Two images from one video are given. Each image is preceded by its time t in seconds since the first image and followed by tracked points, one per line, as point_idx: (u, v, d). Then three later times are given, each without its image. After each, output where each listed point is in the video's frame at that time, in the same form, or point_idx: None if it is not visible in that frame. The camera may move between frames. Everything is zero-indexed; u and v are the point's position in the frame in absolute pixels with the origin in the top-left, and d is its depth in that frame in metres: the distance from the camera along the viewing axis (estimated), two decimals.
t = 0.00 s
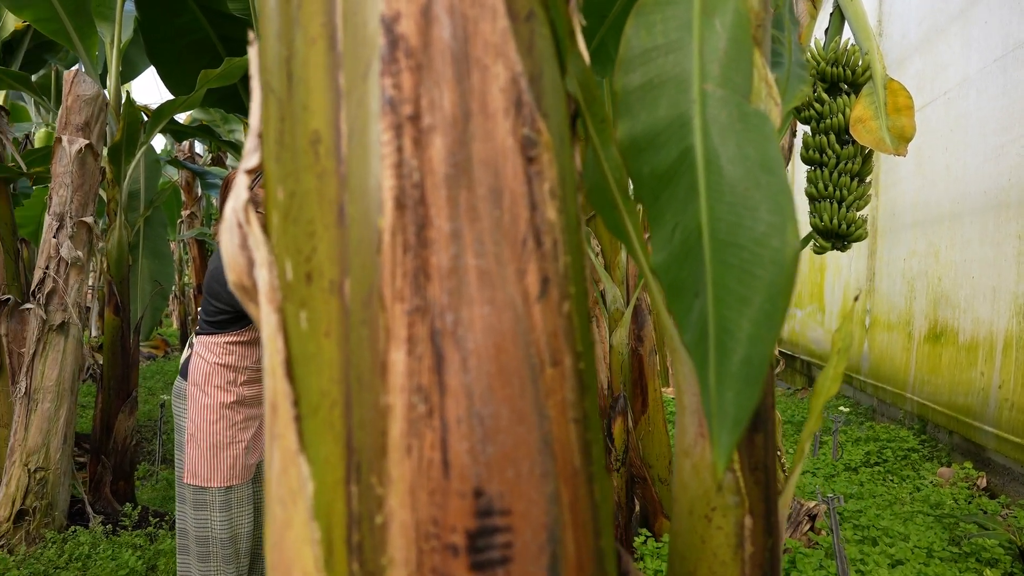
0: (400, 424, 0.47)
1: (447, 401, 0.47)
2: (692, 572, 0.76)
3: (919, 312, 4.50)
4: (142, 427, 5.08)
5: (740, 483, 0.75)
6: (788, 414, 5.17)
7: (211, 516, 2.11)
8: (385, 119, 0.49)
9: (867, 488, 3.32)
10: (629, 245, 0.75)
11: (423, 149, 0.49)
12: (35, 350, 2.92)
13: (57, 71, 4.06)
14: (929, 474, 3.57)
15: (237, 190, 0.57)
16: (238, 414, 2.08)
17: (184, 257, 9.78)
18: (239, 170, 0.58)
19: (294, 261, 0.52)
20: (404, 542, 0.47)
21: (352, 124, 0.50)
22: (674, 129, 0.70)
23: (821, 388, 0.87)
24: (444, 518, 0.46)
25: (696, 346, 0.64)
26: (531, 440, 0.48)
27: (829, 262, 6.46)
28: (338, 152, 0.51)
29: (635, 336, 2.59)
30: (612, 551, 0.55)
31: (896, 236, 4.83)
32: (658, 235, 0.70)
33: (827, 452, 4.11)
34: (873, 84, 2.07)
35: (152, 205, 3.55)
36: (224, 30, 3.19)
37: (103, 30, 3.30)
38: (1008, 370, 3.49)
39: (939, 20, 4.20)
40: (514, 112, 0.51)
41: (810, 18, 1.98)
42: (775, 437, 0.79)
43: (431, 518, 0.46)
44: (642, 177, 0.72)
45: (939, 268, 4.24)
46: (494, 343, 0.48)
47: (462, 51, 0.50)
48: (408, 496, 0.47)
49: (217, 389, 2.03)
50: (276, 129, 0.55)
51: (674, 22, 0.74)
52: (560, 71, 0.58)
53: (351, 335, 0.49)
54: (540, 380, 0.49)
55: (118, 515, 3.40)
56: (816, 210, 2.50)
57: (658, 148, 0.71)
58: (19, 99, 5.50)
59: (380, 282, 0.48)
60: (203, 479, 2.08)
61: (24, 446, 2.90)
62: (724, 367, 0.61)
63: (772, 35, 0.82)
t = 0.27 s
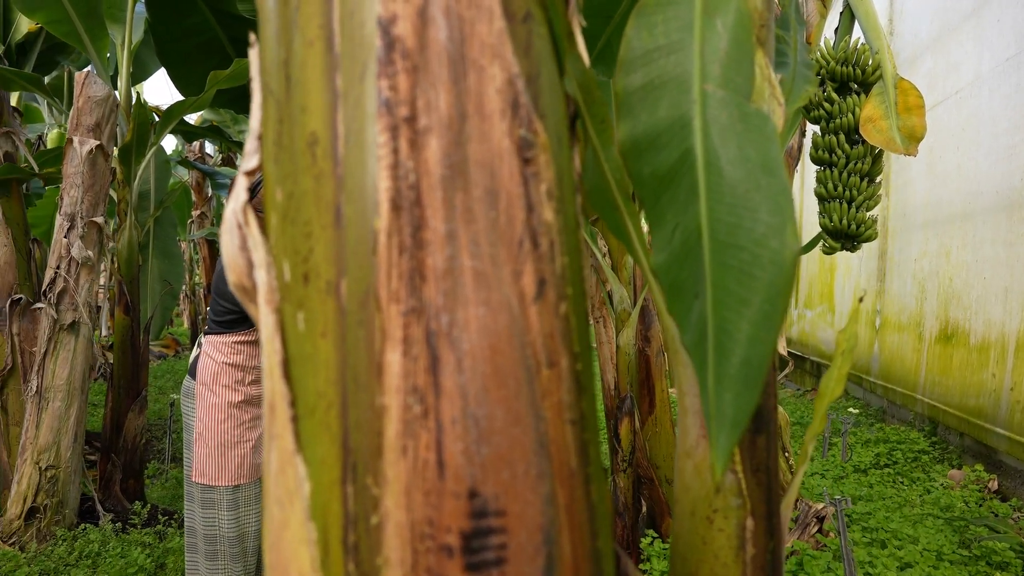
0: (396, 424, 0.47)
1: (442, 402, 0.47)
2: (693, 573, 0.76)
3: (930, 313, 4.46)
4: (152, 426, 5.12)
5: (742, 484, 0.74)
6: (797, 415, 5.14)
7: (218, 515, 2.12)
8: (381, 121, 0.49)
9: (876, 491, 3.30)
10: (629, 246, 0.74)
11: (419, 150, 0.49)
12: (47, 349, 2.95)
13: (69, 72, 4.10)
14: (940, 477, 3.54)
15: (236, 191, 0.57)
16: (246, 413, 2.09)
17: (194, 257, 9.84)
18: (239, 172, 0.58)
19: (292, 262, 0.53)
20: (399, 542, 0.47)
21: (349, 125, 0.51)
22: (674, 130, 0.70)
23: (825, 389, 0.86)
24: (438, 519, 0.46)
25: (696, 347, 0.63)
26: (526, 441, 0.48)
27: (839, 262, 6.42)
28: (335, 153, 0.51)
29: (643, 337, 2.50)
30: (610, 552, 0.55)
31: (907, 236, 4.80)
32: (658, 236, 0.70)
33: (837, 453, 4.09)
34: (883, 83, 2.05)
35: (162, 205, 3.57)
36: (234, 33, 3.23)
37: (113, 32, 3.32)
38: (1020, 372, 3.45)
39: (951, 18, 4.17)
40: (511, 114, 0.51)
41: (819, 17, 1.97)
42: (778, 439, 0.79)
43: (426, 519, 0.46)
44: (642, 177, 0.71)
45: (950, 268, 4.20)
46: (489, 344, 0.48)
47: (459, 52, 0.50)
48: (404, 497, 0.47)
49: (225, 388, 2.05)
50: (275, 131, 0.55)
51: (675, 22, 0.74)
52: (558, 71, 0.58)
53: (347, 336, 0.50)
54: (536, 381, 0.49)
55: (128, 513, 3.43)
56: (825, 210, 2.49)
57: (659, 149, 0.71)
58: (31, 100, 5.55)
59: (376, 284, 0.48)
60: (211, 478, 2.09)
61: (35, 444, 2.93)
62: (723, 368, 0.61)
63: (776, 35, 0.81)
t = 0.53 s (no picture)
0: (398, 421, 0.47)
1: (444, 398, 0.47)
2: (697, 572, 0.76)
3: (937, 313, 4.44)
4: (159, 425, 5.14)
5: (745, 482, 0.74)
6: (803, 415, 5.13)
7: (224, 513, 2.13)
8: (383, 118, 0.49)
9: (882, 491, 3.29)
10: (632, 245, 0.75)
11: (421, 147, 0.49)
12: (54, 348, 2.96)
13: (77, 73, 4.12)
14: (947, 477, 3.52)
15: (240, 189, 0.57)
16: (252, 412, 2.10)
17: (201, 257, 9.88)
18: (242, 171, 0.59)
19: (295, 260, 0.53)
20: (401, 538, 0.47)
21: (352, 122, 0.51)
22: (677, 128, 0.70)
23: (829, 388, 0.86)
24: (440, 515, 0.46)
25: (698, 345, 0.63)
26: (528, 438, 0.48)
27: (845, 262, 6.40)
28: (337, 151, 0.52)
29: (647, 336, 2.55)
30: (611, 550, 0.55)
31: (914, 235, 4.78)
32: (660, 234, 0.70)
33: (843, 453, 4.07)
34: (890, 82, 2.04)
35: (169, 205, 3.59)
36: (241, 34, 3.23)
37: (120, 33, 3.34)
38: None
39: (958, 17, 4.15)
40: (512, 111, 0.51)
41: (826, 15, 1.96)
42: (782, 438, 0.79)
43: (427, 515, 0.46)
44: (645, 175, 0.71)
45: (958, 268, 4.18)
46: (490, 341, 0.48)
47: (460, 50, 0.50)
48: (405, 493, 0.47)
49: (231, 387, 2.05)
50: (278, 130, 0.56)
51: (678, 21, 0.74)
52: (560, 70, 0.58)
53: (349, 333, 0.50)
54: (538, 378, 0.50)
55: (134, 511, 3.44)
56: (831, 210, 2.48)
57: (662, 147, 0.71)
58: (40, 101, 5.59)
59: (378, 281, 0.49)
60: (217, 477, 2.10)
61: (43, 443, 2.95)
62: (725, 366, 0.61)
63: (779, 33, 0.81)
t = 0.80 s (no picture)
0: (402, 422, 0.48)
1: (448, 399, 0.47)
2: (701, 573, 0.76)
3: (942, 313, 4.43)
4: (163, 425, 5.15)
5: (749, 483, 0.74)
6: (808, 416, 5.11)
7: (229, 513, 2.13)
8: (387, 121, 0.50)
9: (887, 492, 3.28)
10: (636, 246, 0.75)
11: (425, 149, 0.49)
12: (60, 348, 2.98)
13: (82, 75, 4.14)
14: (952, 479, 3.51)
15: (245, 191, 0.58)
16: (257, 412, 2.10)
17: (206, 258, 9.92)
18: (248, 173, 0.59)
19: (299, 261, 0.53)
20: (405, 539, 0.47)
21: (356, 125, 0.51)
22: (680, 129, 0.70)
23: (833, 389, 0.86)
24: (444, 516, 0.46)
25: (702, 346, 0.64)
26: (532, 439, 0.48)
27: (850, 262, 6.39)
28: (342, 153, 0.52)
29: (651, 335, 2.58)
30: (615, 551, 0.56)
31: (918, 235, 4.76)
32: (664, 236, 0.70)
33: (848, 454, 4.06)
34: (894, 82, 2.04)
35: (174, 206, 3.60)
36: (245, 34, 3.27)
37: (126, 34, 3.35)
38: None
39: (963, 17, 4.14)
40: (516, 113, 0.52)
41: (830, 15, 1.96)
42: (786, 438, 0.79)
43: (432, 516, 0.47)
44: (649, 176, 0.71)
45: (963, 268, 4.17)
46: (494, 342, 0.48)
47: (464, 53, 0.50)
48: (410, 494, 0.47)
49: (235, 387, 2.06)
50: (283, 133, 0.56)
51: (682, 21, 0.74)
52: (563, 73, 0.59)
53: (354, 334, 0.50)
54: (542, 380, 0.50)
55: (139, 511, 3.45)
56: (836, 210, 2.49)
57: (665, 148, 0.71)
58: (46, 102, 5.62)
59: (382, 283, 0.49)
60: (222, 477, 2.10)
61: (49, 442, 2.96)
62: (728, 368, 0.61)
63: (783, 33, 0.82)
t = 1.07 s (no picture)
0: (414, 427, 0.48)
1: (460, 405, 0.47)
2: None
3: (946, 314, 4.42)
4: (168, 425, 5.16)
5: (757, 486, 0.74)
6: (812, 417, 5.11)
7: (233, 514, 2.14)
8: (399, 127, 0.50)
9: (891, 493, 3.27)
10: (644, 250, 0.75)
11: (436, 156, 0.49)
12: (65, 348, 2.98)
13: (87, 75, 4.15)
14: (957, 480, 3.51)
15: (256, 196, 0.58)
16: (260, 413, 2.11)
17: (209, 258, 9.94)
18: (258, 177, 0.59)
19: (311, 267, 0.53)
20: (418, 544, 0.47)
21: (367, 131, 0.51)
22: (689, 134, 0.70)
23: (840, 393, 0.86)
24: (456, 522, 0.47)
25: (711, 351, 0.64)
26: (543, 445, 0.49)
27: (853, 263, 6.38)
28: (353, 159, 0.52)
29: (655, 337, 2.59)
30: (625, 556, 0.56)
31: (923, 236, 4.75)
32: (673, 241, 0.70)
33: (851, 455, 4.06)
34: (898, 82, 2.04)
35: (178, 207, 3.60)
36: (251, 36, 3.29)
37: (130, 35, 3.35)
38: None
39: (968, 17, 4.13)
40: (527, 119, 0.52)
41: (835, 16, 1.96)
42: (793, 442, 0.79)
43: (444, 521, 0.47)
44: (657, 180, 0.71)
45: (967, 269, 4.16)
46: (506, 348, 0.48)
47: (475, 59, 0.51)
48: (421, 500, 0.47)
49: (239, 387, 2.07)
50: (293, 139, 0.56)
51: (690, 25, 0.74)
52: (573, 77, 0.59)
53: (365, 339, 0.50)
54: (553, 385, 0.50)
55: (144, 511, 3.46)
56: (840, 210, 2.47)
57: (673, 153, 0.71)
58: (50, 103, 5.64)
59: (394, 289, 0.49)
60: (226, 477, 2.11)
61: (53, 443, 2.97)
62: (738, 373, 0.61)
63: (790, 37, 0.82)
